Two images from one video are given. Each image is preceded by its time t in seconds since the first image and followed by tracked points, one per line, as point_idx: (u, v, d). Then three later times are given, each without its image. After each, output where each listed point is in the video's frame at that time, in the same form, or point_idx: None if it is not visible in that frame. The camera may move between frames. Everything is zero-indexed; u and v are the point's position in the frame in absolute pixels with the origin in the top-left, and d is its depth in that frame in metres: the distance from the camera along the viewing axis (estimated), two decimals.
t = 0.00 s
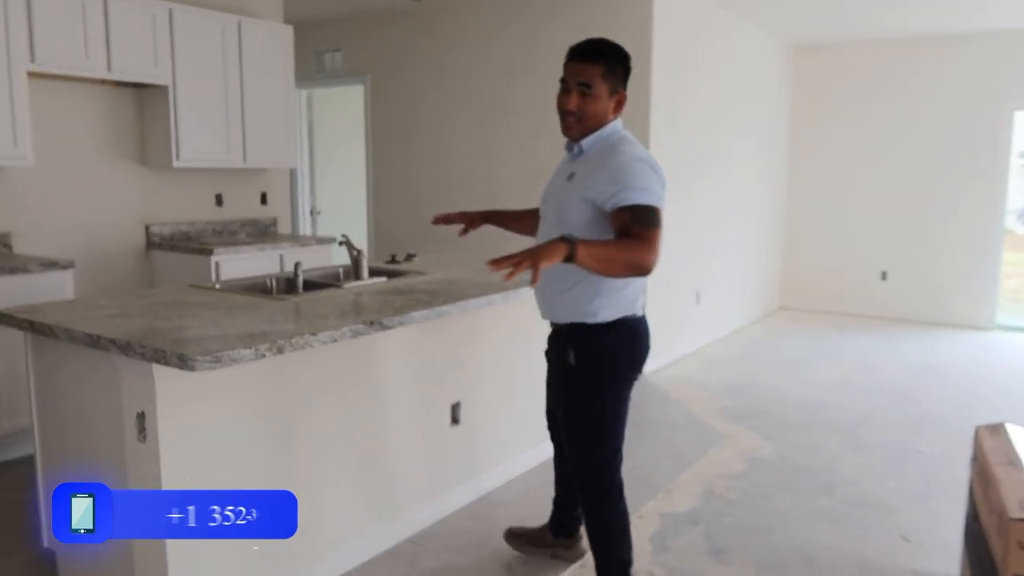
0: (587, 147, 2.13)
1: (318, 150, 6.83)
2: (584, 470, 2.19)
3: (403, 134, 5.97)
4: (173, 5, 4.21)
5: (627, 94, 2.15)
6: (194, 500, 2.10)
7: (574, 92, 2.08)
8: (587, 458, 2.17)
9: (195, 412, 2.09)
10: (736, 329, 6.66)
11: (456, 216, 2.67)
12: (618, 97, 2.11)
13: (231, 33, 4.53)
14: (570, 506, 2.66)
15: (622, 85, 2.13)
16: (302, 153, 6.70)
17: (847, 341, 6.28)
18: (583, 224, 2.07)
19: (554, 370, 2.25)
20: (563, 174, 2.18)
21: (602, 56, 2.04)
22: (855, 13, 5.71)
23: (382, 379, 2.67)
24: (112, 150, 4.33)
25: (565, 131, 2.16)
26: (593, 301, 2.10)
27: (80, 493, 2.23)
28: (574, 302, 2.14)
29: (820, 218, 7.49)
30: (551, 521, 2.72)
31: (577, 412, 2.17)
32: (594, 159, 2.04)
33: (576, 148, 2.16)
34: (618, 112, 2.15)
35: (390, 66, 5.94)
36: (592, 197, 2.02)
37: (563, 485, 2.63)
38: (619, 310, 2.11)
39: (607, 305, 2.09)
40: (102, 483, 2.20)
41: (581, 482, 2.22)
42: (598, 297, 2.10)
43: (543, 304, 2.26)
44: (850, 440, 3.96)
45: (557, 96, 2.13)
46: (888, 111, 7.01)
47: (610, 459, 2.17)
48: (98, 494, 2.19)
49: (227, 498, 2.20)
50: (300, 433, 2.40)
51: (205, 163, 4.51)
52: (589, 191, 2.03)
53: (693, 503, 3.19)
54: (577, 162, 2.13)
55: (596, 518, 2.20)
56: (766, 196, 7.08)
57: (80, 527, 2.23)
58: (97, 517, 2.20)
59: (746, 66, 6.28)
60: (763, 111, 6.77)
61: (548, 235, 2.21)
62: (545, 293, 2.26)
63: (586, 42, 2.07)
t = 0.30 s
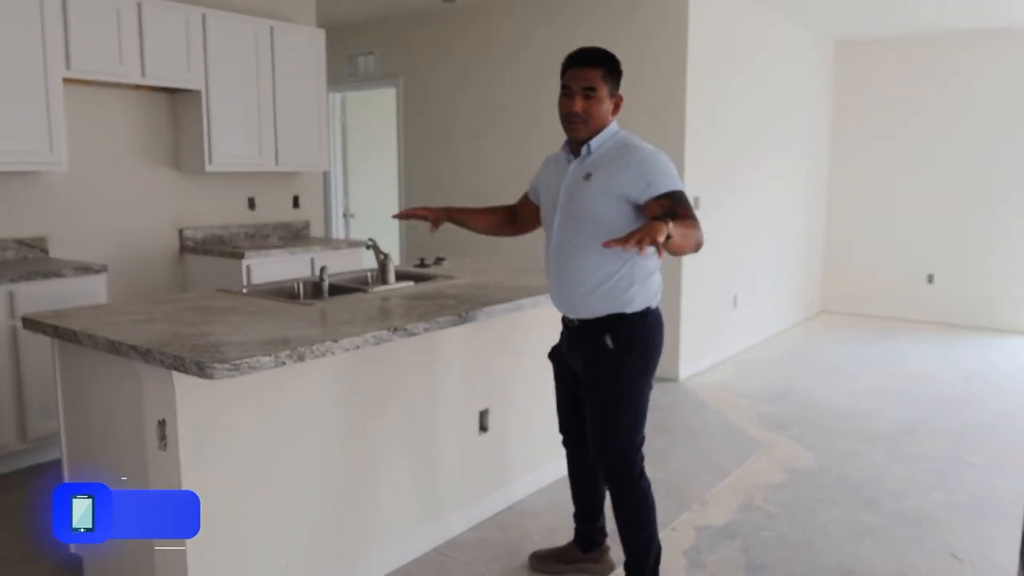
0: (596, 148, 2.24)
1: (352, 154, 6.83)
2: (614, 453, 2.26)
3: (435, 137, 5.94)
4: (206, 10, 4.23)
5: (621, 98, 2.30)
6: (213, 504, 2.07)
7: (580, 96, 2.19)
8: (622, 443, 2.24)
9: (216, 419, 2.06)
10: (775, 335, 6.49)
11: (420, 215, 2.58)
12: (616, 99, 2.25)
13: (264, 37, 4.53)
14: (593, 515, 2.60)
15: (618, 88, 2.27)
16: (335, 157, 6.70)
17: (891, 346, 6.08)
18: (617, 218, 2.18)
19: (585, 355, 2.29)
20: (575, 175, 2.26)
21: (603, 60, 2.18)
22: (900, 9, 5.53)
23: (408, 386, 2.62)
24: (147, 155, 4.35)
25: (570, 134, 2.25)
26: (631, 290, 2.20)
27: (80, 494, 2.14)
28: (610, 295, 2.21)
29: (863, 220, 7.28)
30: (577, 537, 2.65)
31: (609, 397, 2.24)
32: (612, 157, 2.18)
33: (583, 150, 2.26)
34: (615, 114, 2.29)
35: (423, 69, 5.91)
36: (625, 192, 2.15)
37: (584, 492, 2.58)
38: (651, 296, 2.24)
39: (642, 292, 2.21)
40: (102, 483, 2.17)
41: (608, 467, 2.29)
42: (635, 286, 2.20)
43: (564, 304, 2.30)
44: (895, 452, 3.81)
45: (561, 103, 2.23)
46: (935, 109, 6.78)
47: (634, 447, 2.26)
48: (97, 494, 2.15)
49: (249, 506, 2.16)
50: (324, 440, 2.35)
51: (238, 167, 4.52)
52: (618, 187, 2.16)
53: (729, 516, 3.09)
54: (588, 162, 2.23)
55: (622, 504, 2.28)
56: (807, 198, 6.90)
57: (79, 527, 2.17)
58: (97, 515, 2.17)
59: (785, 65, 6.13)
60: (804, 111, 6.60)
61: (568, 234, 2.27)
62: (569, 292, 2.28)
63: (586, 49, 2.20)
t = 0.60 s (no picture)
0: (613, 157, 2.22)
1: (384, 163, 6.84)
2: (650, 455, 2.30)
3: (465, 145, 5.91)
4: (237, 21, 4.26)
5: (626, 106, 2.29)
6: (224, 519, 2.04)
7: (584, 107, 2.18)
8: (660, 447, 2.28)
9: (229, 432, 2.03)
10: (813, 347, 6.33)
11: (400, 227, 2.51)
12: (620, 106, 2.24)
13: (293, 46, 4.55)
14: (617, 533, 2.51)
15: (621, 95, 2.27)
16: (367, 165, 6.71)
17: (934, 359, 5.89)
18: (652, 225, 2.18)
19: (619, 362, 2.25)
20: (599, 185, 2.21)
21: (601, 69, 2.18)
22: (942, 11, 5.37)
23: (428, 399, 2.57)
24: (178, 164, 4.40)
25: (580, 146, 2.23)
26: (665, 294, 2.24)
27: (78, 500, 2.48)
28: (648, 302, 2.22)
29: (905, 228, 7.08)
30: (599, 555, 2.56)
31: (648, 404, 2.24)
32: (638, 164, 2.18)
33: (600, 160, 2.23)
34: (621, 122, 2.28)
35: (454, 77, 5.90)
36: (660, 197, 2.15)
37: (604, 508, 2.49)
38: (679, 295, 2.30)
39: (672, 294, 2.26)
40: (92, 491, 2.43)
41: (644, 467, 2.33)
42: (669, 289, 2.24)
43: (597, 314, 2.25)
44: (935, 470, 3.66)
45: (567, 117, 2.22)
46: (980, 114, 6.57)
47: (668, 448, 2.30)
48: (90, 502, 2.42)
49: (263, 520, 2.13)
50: (340, 454, 2.31)
51: (268, 176, 4.53)
52: (651, 193, 2.16)
53: (760, 536, 2.98)
54: (611, 170, 2.20)
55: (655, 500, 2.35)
56: (845, 206, 6.73)
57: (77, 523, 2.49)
58: (89, 516, 2.43)
59: (822, 71, 5.99)
60: (841, 117, 6.45)
61: (598, 244, 2.23)
62: (604, 303, 2.23)
63: (583, 62, 2.20)
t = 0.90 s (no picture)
0: (647, 173, 2.26)
1: (422, 178, 6.89)
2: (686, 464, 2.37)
3: (502, 160, 5.91)
4: (274, 38, 4.32)
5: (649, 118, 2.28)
6: (242, 533, 2.03)
7: (601, 128, 2.19)
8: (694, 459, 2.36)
9: (248, 446, 2.03)
10: (857, 366, 6.16)
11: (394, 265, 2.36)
12: (642, 121, 2.24)
13: (330, 62, 4.59)
14: (642, 558, 2.41)
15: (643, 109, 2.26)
16: (404, 181, 6.81)
17: (986, 381, 5.67)
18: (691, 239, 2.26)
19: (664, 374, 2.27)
20: (639, 200, 2.24)
21: (616, 87, 2.19)
22: (992, 21, 5.21)
23: (451, 416, 2.54)
24: (216, 179, 4.47)
25: (605, 166, 2.24)
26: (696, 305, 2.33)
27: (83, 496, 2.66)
28: (687, 313, 2.28)
29: (955, 245, 6.86)
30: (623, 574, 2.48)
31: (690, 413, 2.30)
32: (675, 179, 2.25)
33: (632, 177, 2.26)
34: (645, 137, 2.27)
35: (490, 92, 5.91)
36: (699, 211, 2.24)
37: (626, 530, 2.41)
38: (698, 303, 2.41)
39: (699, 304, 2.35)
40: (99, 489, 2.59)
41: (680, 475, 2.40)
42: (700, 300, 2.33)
43: (640, 328, 2.25)
44: (984, 498, 3.50)
45: (589, 139, 2.24)
46: None
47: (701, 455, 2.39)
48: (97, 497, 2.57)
49: (281, 535, 2.12)
50: (360, 470, 2.30)
51: (303, 190, 4.58)
52: (690, 207, 2.25)
53: (795, 563, 2.88)
54: (649, 185, 2.24)
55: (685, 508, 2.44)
56: (891, 221, 6.55)
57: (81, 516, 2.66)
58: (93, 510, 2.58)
59: (866, 83, 5.86)
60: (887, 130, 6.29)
61: (642, 259, 2.24)
62: (647, 317, 2.25)
63: (600, 82, 2.22)
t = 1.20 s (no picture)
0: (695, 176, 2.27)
1: (457, 182, 6.91)
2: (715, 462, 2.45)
3: (536, 164, 5.90)
4: (312, 42, 4.37)
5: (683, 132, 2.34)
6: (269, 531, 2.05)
7: (679, 127, 2.18)
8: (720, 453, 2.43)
9: (275, 446, 2.04)
10: (898, 375, 6.01)
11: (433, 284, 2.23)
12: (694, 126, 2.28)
13: (366, 66, 4.63)
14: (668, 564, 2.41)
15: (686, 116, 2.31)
16: (439, 185, 6.82)
17: None
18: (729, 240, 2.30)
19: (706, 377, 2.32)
20: (684, 203, 2.23)
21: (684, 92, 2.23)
22: None
23: (478, 419, 2.54)
24: (253, 181, 4.53)
25: (675, 166, 2.20)
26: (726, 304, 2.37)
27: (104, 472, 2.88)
28: (723, 314, 2.32)
29: (1002, 253, 6.66)
30: None
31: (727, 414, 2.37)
32: (714, 182, 2.28)
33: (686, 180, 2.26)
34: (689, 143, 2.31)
35: (525, 96, 5.91)
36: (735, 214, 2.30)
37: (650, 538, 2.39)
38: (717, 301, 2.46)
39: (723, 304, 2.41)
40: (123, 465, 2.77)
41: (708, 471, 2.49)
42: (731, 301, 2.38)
43: (687, 333, 2.25)
44: None
45: (661, 138, 2.19)
46: None
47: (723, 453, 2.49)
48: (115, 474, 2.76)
49: (307, 535, 2.13)
50: (387, 471, 2.30)
51: (339, 193, 4.62)
52: (728, 209, 2.29)
53: None
54: (694, 188, 2.25)
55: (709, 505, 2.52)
56: (934, 228, 6.39)
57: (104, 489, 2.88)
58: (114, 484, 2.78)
59: (910, 86, 5.73)
60: (930, 135, 6.14)
61: (689, 263, 2.23)
62: (692, 320, 2.25)
63: (662, 85, 2.21)
